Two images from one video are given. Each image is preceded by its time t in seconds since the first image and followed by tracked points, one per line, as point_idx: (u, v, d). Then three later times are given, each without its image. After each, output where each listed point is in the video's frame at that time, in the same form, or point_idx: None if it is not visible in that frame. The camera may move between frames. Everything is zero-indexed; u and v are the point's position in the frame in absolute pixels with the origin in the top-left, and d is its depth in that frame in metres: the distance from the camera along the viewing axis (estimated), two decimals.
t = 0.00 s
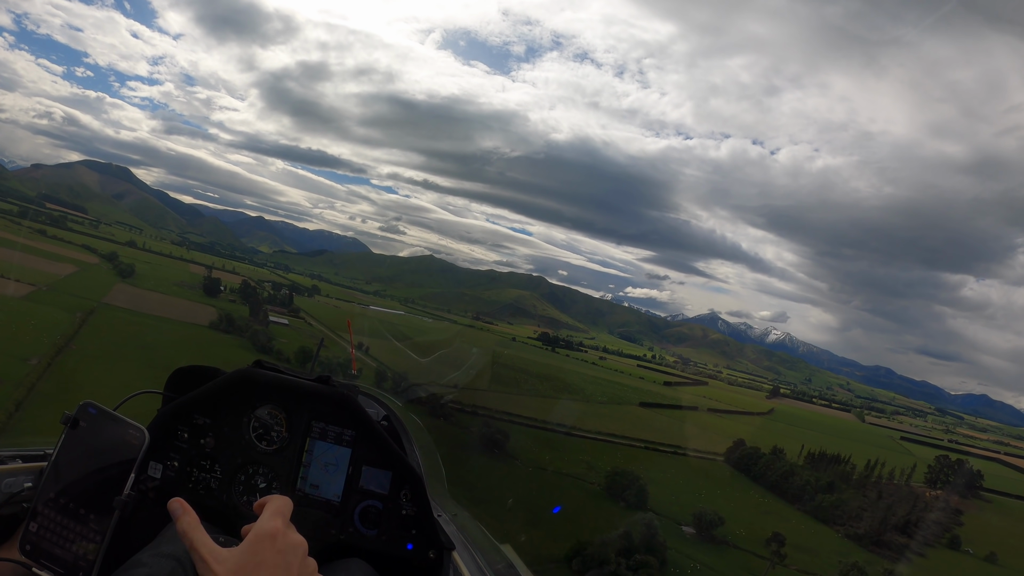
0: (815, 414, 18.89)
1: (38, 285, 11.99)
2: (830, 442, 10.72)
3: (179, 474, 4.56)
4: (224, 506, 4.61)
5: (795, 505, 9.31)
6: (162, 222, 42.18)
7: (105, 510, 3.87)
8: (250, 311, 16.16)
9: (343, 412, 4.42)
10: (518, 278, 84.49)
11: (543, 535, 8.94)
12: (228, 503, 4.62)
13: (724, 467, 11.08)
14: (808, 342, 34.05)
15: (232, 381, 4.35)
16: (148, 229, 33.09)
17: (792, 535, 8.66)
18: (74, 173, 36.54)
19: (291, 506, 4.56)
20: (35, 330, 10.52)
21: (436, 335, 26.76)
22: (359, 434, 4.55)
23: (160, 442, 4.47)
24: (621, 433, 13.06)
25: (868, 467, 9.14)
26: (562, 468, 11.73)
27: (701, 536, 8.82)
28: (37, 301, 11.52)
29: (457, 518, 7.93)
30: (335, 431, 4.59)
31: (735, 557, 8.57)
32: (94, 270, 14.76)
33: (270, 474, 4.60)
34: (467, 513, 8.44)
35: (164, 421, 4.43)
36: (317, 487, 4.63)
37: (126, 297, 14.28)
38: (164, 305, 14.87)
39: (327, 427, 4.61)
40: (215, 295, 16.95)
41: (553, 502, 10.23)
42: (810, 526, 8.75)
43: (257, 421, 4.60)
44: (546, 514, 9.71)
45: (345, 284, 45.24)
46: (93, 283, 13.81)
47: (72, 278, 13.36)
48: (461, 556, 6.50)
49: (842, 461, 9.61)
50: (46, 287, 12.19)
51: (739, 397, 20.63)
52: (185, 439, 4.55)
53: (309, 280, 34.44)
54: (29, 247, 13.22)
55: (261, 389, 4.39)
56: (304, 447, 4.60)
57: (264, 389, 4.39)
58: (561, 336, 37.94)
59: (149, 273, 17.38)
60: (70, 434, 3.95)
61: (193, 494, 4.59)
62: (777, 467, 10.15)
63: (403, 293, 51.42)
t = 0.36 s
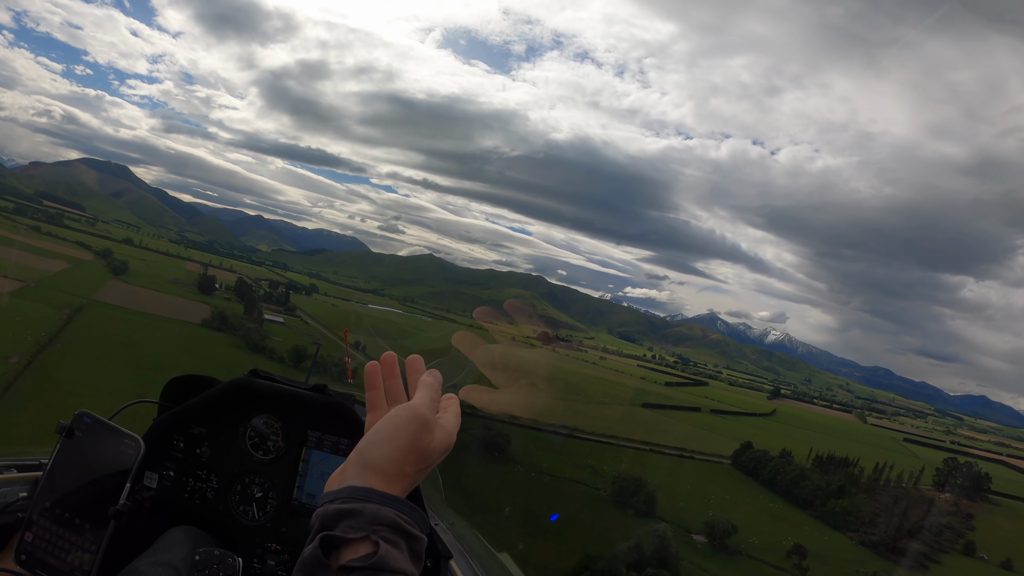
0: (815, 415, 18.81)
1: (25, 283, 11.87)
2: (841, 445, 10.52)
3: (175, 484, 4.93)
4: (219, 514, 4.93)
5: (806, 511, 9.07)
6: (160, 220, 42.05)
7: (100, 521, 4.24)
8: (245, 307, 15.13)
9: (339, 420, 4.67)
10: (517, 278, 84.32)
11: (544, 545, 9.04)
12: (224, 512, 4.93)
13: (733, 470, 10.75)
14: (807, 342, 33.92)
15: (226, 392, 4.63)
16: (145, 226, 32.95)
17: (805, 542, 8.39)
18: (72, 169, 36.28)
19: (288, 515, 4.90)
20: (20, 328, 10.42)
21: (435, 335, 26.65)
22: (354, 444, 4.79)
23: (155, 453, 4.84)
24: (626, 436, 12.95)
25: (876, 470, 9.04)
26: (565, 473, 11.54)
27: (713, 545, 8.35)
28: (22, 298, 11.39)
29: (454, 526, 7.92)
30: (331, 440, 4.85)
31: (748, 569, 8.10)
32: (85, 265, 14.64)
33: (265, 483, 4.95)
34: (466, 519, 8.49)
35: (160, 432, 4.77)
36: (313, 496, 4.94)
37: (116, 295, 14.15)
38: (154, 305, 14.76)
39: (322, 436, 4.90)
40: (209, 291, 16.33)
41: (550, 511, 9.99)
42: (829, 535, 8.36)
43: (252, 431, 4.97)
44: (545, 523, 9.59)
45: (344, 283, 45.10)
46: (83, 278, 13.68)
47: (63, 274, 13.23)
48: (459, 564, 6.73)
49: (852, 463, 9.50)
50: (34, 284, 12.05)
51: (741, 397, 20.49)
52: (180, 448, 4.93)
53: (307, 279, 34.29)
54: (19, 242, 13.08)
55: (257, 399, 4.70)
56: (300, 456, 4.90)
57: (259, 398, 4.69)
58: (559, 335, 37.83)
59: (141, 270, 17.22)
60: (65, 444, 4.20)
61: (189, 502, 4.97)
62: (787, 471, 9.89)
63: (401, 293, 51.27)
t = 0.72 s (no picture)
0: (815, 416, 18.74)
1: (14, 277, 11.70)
2: (856, 450, 10.19)
3: (177, 484, 5.80)
4: (222, 512, 5.81)
5: (819, 516, 8.63)
6: (159, 218, 41.75)
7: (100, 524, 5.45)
8: (240, 307, 16.07)
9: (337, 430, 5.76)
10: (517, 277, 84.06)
11: (548, 550, 9.31)
12: (225, 510, 5.78)
13: (738, 473, 10.20)
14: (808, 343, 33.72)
15: (231, 395, 5.42)
16: (143, 223, 32.68)
17: (814, 549, 8.17)
18: (70, 166, 36.05)
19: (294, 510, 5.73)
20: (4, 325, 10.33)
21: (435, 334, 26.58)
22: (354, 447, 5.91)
23: (158, 458, 5.73)
24: (632, 437, 12.67)
25: (885, 474, 8.84)
26: (572, 478, 11.02)
27: (731, 559, 8.28)
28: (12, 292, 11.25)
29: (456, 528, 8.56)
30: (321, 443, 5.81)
31: None
32: (75, 261, 14.27)
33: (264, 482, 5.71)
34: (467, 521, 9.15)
35: (163, 436, 5.63)
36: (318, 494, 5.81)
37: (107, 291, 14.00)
38: (145, 303, 14.76)
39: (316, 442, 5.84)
40: (205, 289, 16.73)
41: (553, 509, 10.13)
42: (839, 539, 8.18)
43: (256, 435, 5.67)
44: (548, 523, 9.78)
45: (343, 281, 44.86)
46: (74, 273, 13.43)
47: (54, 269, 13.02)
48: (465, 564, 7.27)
49: (860, 467, 9.20)
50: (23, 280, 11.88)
51: (742, 398, 20.41)
52: (182, 452, 5.77)
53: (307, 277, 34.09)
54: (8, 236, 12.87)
55: (261, 401, 5.46)
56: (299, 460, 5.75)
57: (263, 401, 5.46)
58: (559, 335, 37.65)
59: (138, 267, 17.07)
60: (68, 446, 5.40)
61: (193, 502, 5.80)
62: (797, 475, 9.36)
63: (401, 292, 51.02)
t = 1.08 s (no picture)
0: (819, 418, 18.55)
1: None
2: (863, 451, 10.15)
3: (182, 478, 4.88)
4: (226, 510, 4.93)
5: (834, 519, 8.72)
6: (159, 217, 41.67)
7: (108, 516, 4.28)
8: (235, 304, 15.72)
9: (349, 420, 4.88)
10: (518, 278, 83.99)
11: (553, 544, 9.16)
12: (230, 507, 4.94)
13: (748, 476, 10.59)
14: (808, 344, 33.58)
15: (235, 388, 4.79)
16: (143, 222, 32.58)
17: (825, 558, 8.13)
18: (70, 164, 36.01)
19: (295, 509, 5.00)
20: None
21: (435, 334, 26.50)
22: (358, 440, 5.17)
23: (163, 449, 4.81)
24: (637, 441, 12.61)
25: (895, 476, 8.75)
26: (577, 484, 11.21)
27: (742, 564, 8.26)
28: None
29: (460, 523, 8.31)
30: (337, 437, 4.96)
31: None
32: (70, 257, 14.38)
33: (273, 478, 4.96)
34: (471, 517, 8.97)
35: (168, 427, 4.76)
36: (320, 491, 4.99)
37: (99, 286, 13.97)
38: (134, 297, 14.60)
39: (328, 433, 5.06)
40: (200, 287, 16.54)
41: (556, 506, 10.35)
42: (859, 549, 7.99)
43: (259, 427, 4.95)
44: (552, 519, 9.93)
45: (343, 280, 44.72)
46: (65, 268, 13.51)
47: (45, 267, 12.91)
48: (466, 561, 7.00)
49: (867, 468, 9.31)
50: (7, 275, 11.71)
51: (744, 399, 20.28)
52: (187, 444, 4.88)
53: (307, 277, 33.96)
54: None
55: (267, 394, 4.81)
56: (307, 451, 4.98)
57: (269, 394, 4.81)
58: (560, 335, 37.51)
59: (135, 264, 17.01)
60: (74, 439, 4.18)
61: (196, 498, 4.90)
62: (808, 479, 9.57)
63: (401, 291, 50.87)
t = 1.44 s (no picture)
0: (821, 418, 18.42)
1: None
2: (872, 454, 9.96)
3: (182, 477, 4.53)
4: (226, 509, 4.54)
5: (846, 525, 8.46)
6: (157, 215, 41.48)
7: (108, 514, 4.01)
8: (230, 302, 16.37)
9: (344, 416, 4.58)
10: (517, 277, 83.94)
11: (548, 536, 10.41)
12: (230, 506, 4.54)
13: (758, 481, 10.02)
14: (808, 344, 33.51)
15: (232, 384, 4.37)
16: (141, 220, 32.44)
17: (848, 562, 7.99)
18: (68, 161, 35.87)
19: (294, 507, 4.60)
20: None
21: (434, 333, 26.41)
22: (361, 435, 4.67)
23: (161, 447, 4.48)
24: (643, 441, 12.46)
25: (905, 479, 8.54)
26: (571, 484, 11.63)
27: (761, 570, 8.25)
28: None
29: (460, 518, 8.46)
30: (337, 433, 4.67)
31: None
32: (63, 253, 14.11)
33: (274, 476, 4.61)
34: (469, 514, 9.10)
35: (166, 425, 4.41)
36: (320, 489, 4.70)
37: (91, 283, 13.93)
38: (124, 296, 14.59)
39: (329, 428, 4.69)
40: (196, 284, 16.98)
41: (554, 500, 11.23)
42: (872, 555, 7.90)
43: (259, 423, 4.59)
44: (551, 513, 10.88)
45: (342, 279, 44.61)
46: (55, 263, 13.15)
47: (38, 259, 12.48)
48: (466, 555, 7.05)
49: (879, 471, 9.01)
50: None
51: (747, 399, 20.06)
52: (187, 442, 4.55)
53: (305, 275, 33.85)
54: None
55: (266, 392, 4.41)
56: (307, 448, 4.64)
57: (267, 392, 4.41)
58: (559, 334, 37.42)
59: (130, 262, 16.95)
60: (73, 441, 4.07)
61: (196, 497, 4.53)
62: (820, 483, 9.23)
63: (400, 290, 50.77)
